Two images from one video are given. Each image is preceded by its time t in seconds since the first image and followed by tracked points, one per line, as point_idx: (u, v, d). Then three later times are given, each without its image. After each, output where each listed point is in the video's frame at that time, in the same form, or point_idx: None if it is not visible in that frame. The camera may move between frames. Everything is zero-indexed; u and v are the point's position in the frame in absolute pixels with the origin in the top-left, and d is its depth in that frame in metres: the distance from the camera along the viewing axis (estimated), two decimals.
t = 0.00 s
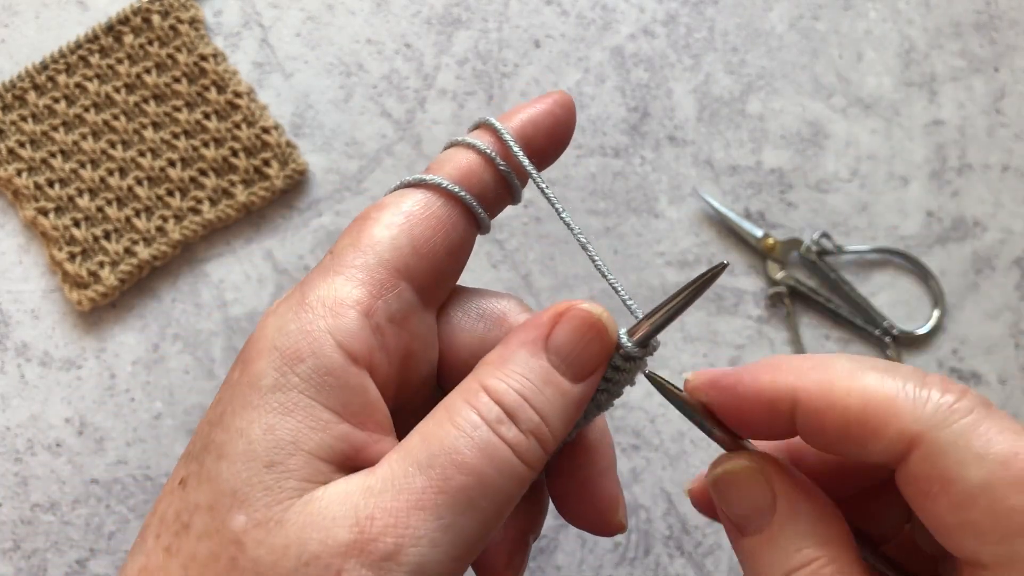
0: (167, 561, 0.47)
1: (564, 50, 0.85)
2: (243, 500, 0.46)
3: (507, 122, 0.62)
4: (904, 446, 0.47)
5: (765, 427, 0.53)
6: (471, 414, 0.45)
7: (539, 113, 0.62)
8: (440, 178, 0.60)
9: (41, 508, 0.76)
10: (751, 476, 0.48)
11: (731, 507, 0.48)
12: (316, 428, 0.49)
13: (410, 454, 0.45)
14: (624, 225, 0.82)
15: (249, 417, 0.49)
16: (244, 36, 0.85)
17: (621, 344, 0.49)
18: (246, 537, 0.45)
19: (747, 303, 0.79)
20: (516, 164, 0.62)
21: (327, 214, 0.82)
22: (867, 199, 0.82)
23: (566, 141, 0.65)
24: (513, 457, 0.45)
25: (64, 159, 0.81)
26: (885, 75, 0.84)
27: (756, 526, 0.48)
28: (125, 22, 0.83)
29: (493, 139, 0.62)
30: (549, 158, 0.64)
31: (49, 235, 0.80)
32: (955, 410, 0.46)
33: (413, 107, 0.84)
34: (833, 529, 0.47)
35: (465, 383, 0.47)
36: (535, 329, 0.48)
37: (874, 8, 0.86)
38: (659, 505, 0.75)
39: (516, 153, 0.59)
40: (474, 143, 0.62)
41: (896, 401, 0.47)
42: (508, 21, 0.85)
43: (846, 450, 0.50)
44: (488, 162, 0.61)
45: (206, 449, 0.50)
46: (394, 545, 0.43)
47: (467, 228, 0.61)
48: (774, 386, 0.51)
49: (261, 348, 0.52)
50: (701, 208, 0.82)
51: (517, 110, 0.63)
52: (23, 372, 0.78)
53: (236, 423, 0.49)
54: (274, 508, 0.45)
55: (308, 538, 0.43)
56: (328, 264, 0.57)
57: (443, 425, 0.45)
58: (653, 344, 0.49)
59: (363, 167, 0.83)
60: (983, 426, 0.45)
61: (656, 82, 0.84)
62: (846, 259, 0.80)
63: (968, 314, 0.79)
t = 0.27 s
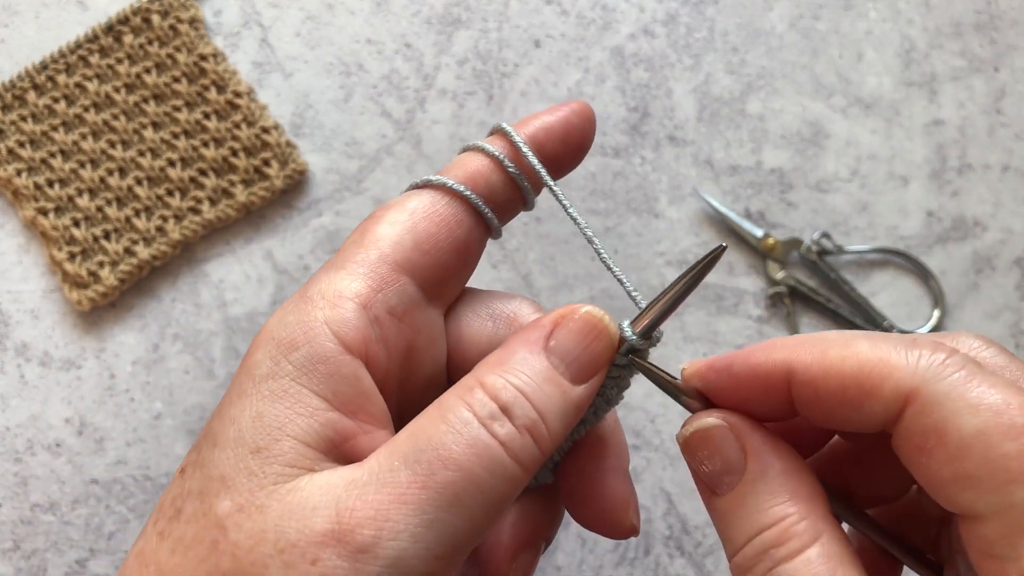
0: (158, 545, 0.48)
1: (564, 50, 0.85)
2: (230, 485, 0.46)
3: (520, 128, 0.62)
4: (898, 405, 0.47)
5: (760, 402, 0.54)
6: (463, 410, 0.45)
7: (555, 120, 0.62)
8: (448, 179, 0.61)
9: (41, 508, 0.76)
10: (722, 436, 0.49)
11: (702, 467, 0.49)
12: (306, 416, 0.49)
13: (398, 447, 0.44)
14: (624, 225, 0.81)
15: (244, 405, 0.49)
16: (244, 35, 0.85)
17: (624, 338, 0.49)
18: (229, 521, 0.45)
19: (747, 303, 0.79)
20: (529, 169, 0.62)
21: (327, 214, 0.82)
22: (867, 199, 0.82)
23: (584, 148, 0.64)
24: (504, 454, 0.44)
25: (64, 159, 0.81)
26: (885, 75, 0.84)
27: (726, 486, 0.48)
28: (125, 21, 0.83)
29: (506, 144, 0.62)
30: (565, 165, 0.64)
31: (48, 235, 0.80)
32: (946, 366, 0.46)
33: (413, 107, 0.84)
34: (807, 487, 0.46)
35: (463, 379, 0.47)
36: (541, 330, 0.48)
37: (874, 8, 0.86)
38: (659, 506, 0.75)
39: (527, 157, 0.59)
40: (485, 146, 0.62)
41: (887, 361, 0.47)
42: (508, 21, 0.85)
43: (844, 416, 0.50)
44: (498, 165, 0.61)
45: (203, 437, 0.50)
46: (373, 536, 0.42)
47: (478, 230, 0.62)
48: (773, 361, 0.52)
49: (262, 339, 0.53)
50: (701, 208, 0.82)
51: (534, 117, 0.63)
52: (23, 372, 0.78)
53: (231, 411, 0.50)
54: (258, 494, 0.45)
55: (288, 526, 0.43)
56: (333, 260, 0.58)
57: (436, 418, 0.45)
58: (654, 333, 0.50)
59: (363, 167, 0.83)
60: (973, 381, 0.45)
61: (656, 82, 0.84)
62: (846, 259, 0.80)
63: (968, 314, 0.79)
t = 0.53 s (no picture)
0: (148, 542, 0.47)
1: (564, 50, 0.85)
2: (218, 482, 0.46)
3: (511, 125, 0.62)
4: (885, 395, 0.47)
5: (749, 393, 0.54)
6: (450, 405, 0.44)
7: (546, 116, 0.63)
8: (439, 175, 0.61)
9: (41, 508, 0.76)
10: (712, 427, 0.49)
11: (690, 457, 0.49)
12: (296, 413, 0.49)
13: (385, 444, 0.44)
14: (624, 225, 0.81)
15: (233, 402, 0.50)
16: (244, 35, 0.85)
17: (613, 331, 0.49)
18: (216, 518, 0.45)
19: (747, 303, 0.79)
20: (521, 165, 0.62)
21: (327, 214, 0.82)
22: (868, 199, 0.82)
23: (576, 145, 0.65)
24: (492, 449, 0.44)
25: (64, 159, 0.81)
26: (885, 75, 0.84)
27: (714, 476, 0.48)
28: (125, 21, 0.83)
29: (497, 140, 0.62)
30: (557, 162, 0.65)
31: (49, 235, 0.80)
32: (931, 355, 0.46)
33: (413, 107, 0.84)
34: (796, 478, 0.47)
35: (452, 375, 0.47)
36: (531, 326, 0.48)
37: (874, 8, 0.86)
38: (659, 506, 0.75)
39: (517, 152, 0.60)
40: (475, 142, 0.62)
41: (874, 351, 0.47)
42: (508, 21, 0.85)
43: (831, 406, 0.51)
44: (489, 161, 0.61)
45: (192, 434, 0.51)
46: (358, 532, 0.42)
47: (469, 227, 0.62)
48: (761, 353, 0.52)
49: (251, 336, 0.53)
50: (701, 208, 0.82)
51: (526, 112, 0.63)
52: (23, 372, 0.78)
53: (220, 408, 0.50)
54: (246, 491, 0.45)
55: (275, 522, 0.43)
56: (323, 257, 0.58)
57: (424, 414, 0.45)
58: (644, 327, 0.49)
59: (363, 167, 0.83)
60: (957, 370, 0.45)
61: (656, 82, 0.84)
62: (846, 259, 0.80)
63: (968, 314, 0.79)
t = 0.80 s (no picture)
0: (140, 545, 0.47)
1: (564, 50, 0.85)
2: (210, 483, 0.46)
3: (507, 119, 0.62)
4: (895, 384, 0.48)
5: (757, 384, 0.55)
6: (445, 407, 0.44)
7: (542, 111, 0.62)
8: (433, 171, 0.61)
9: (41, 508, 0.76)
10: (723, 417, 0.49)
11: (699, 446, 0.49)
12: (287, 413, 0.49)
13: (380, 446, 0.44)
14: (624, 225, 0.81)
15: (224, 403, 0.50)
16: (244, 35, 0.85)
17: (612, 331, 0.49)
18: (208, 520, 0.45)
19: (747, 303, 0.79)
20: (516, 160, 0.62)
21: (327, 214, 0.82)
22: (868, 199, 0.82)
23: (573, 139, 0.64)
24: (487, 452, 0.44)
25: (64, 159, 0.81)
26: (885, 75, 0.84)
27: (723, 466, 0.48)
28: (125, 21, 0.83)
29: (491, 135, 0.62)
30: (553, 157, 0.64)
31: (49, 235, 0.80)
32: (941, 346, 0.47)
33: (413, 107, 0.84)
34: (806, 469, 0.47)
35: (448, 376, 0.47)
36: (525, 327, 0.48)
37: (874, 8, 0.86)
38: (659, 506, 0.75)
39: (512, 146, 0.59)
40: (469, 137, 0.62)
41: (884, 341, 0.49)
42: (508, 21, 0.85)
43: (840, 396, 0.51)
44: (483, 156, 0.61)
45: (185, 435, 0.51)
46: (352, 535, 0.42)
47: (465, 225, 0.62)
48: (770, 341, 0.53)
49: (244, 336, 0.53)
50: (701, 208, 0.82)
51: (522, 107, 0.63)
52: (23, 372, 0.78)
53: (212, 408, 0.50)
54: (237, 492, 0.45)
55: (266, 525, 0.43)
56: (315, 255, 0.58)
57: (417, 415, 0.44)
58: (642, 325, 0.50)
59: (363, 167, 0.83)
60: (967, 361, 0.46)
61: (656, 82, 0.84)
62: (846, 259, 0.80)
63: (968, 314, 0.79)
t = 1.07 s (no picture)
0: (152, 565, 0.47)
1: (564, 50, 0.85)
2: (224, 506, 0.46)
3: (516, 121, 0.61)
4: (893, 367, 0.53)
5: (754, 376, 0.58)
6: (466, 433, 0.44)
7: (550, 112, 0.62)
8: (442, 178, 0.60)
9: (41, 508, 0.76)
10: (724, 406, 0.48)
11: (698, 436, 0.48)
12: (302, 434, 0.49)
13: (398, 472, 0.44)
14: (624, 225, 0.81)
15: (238, 423, 0.50)
16: (244, 35, 0.85)
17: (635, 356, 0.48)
18: (222, 544, 0.45)
19: (747, 303, 0.79)
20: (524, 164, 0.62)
21: (327, 214, 0.82)
22: (868, 199, 0.82)
23: (579, 141, 0.64)
24: (506, 481, 0.44)
25: (64, 159, 0.81)
26: (885, 75, 0.84)
27: (724, 456, 0.47)
28: (125, 21, 0.83)
29: (501, 139, 0.62)
30: (561, 159, 0.64)
31: (48, 235, 0.80)
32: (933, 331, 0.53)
33: (413, 107, 0.84)
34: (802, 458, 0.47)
35: (467, 400, 0.47)
36: (543, 350, 0.48)
37: (874, 8, 0.86)
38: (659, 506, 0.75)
39: (522, 151, 0.59)
40: (479, 143, 0.61)
41: (883, 327, 0.54)
42: (508, 21, 0.85)
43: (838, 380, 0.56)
44: (493, 160, 0.61)
45: (197, 453, 0.51)
46: (370, 564, 0.42)
47: (474, 231, 0.61)
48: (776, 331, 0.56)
49: (256, 352, 0.53)
50: (701, 208, 0.82)
51: (527, 110, 0.63)
52: (23, 372, 0.78)
53: (224, 428, 0.50)
54: (252, 516, 0.45)
55: (282, 553, 0.43)
56: (325, 266, 0.58)
57: (438, 443, 0.44)
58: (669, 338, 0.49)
59: (363, 167, 0.83)
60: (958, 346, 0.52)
61: (656, 82, 0.84)
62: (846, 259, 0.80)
63: (968, 314, 0.79)
